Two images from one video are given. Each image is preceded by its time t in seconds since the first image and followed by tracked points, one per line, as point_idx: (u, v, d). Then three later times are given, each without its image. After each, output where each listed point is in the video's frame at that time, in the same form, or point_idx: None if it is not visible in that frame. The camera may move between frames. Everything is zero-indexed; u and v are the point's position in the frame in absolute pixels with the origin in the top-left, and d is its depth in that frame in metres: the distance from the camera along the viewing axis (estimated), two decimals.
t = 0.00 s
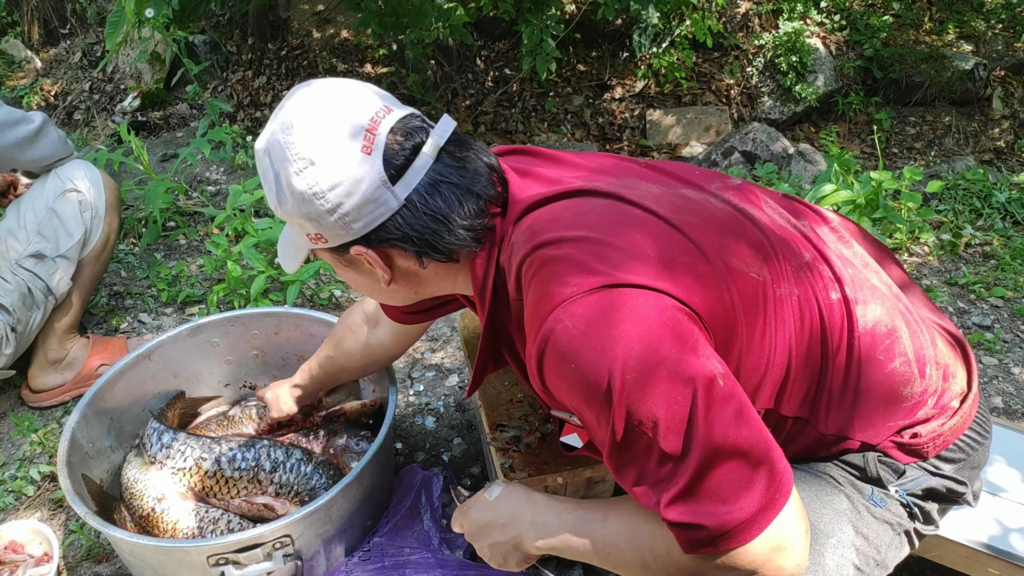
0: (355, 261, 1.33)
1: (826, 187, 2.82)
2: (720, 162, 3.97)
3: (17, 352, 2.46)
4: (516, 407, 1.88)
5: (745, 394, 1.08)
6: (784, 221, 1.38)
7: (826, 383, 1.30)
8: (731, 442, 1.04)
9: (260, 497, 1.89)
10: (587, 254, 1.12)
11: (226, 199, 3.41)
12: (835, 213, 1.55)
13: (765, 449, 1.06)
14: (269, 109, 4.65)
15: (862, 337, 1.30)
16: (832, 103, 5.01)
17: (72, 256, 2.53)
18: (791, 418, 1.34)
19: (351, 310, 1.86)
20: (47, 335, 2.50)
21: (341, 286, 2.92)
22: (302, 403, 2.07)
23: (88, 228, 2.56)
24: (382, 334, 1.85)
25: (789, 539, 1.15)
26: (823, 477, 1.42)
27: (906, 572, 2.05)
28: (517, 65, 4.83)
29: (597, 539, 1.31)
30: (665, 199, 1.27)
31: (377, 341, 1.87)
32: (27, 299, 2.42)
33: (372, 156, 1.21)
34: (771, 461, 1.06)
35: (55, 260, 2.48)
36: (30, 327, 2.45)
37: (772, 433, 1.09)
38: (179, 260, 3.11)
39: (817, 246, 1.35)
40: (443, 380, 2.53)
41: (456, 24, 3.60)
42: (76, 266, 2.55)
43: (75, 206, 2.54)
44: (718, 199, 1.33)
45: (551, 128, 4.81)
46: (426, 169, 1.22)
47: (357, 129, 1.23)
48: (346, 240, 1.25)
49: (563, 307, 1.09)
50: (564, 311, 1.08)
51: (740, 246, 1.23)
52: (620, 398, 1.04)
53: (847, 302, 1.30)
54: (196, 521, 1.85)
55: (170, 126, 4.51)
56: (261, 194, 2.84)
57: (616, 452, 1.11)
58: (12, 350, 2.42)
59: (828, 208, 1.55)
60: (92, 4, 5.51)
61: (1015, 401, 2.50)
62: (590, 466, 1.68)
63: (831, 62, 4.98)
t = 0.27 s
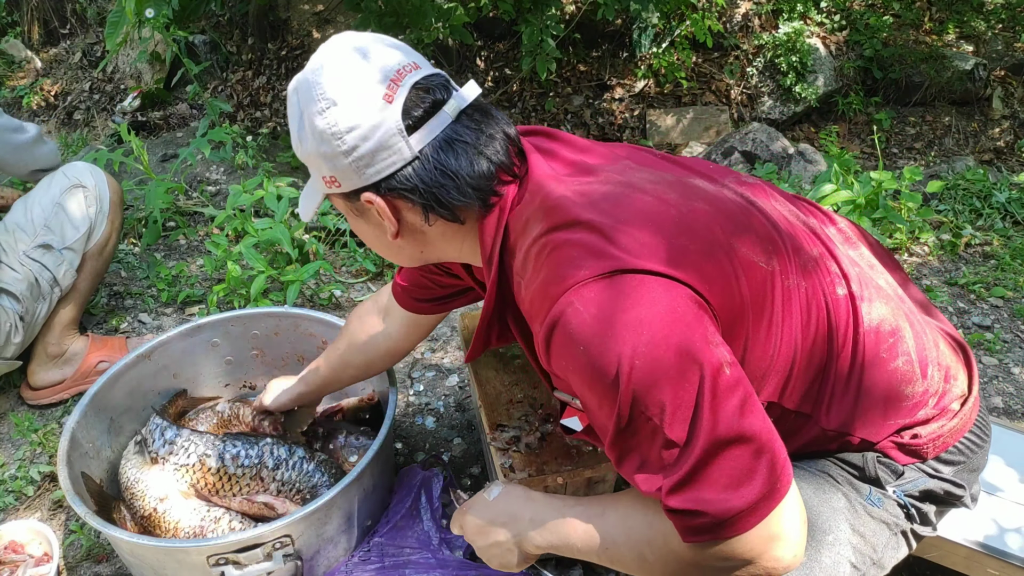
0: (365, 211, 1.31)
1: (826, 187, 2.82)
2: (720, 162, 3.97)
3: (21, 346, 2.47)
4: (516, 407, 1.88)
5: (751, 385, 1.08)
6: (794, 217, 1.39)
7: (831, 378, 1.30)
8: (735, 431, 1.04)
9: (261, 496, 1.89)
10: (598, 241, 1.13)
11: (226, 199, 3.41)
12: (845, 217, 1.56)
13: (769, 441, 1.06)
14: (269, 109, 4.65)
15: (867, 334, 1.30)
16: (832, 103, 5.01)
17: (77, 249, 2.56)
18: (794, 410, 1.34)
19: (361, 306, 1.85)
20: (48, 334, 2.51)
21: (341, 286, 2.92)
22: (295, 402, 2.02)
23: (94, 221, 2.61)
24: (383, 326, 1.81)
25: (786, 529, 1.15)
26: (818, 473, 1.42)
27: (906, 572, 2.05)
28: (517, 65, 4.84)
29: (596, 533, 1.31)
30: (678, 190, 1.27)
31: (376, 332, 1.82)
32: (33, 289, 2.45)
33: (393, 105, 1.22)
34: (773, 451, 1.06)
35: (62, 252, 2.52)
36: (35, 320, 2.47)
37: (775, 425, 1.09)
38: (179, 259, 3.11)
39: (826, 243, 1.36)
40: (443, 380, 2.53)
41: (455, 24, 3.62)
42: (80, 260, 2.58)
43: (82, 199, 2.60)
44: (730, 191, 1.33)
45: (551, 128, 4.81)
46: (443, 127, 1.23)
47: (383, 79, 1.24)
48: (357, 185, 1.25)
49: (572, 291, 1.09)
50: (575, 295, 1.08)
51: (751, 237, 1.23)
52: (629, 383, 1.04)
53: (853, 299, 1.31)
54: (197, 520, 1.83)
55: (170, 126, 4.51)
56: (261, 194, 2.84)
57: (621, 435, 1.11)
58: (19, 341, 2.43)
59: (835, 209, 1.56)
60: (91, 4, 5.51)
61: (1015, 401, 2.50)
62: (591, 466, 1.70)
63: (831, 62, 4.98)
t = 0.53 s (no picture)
0: (342, 270, 1.33)
1: (826, 187, 2.82)
2: (720, 162, 3.97)
3: (17, 335, 2.47)
4: (516, 407, 1.89)
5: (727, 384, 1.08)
6: (759, 220, 1.40)
7: (813, 379, 1.30)
8: (716, 432, 1.04)
9: (261, 496, 1.89)
10: (564, 260, 1.14)
11: (226, 199, 3.41)
12: (820, 212, 1.56)
13: (751, 437, 1.06)
14: (269, 109, 4.65)
15: (844, 331, 1.30)
16: (832, 103, 5.01)
17: (77, 242, 2.60)
18: (781, 415, 1.35)
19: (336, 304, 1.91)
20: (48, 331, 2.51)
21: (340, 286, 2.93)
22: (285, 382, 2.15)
23: (96, 217, 2.66)
24: (358, 331, 1.90)
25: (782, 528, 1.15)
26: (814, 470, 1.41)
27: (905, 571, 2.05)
28: (517, 65, 4.84)
29: (593, 538, 1.31)
30: (643, 204, 1.28)
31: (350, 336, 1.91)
32: (32, 277, 2.46)
33: (355, 165, 1.22)
34: (757, 448, 1.06)
35: (63, 243, 2.56)
36: (31, 309, 2.47)
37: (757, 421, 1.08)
38: (179, 260, 3.11)
39: (793, 243, 1.37)
40: (442, 380, 2.54)
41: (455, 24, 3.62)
42: (80, 253, 2.61)
43: (85, 195, 2.66)
44: (694, 201, 1.35)
45: (551, 128, 4.81)
46: (408, 179, 1.23)
47: (343, 141, 1.24)
48: (333, 248, 1.25)
49: (544, 313, 1.10)
50: (546, 318, 1.09)
51: (716, 247, 1.25)
52: (604, 399, 1.05)
53: (828, 295, 1.31)
54: (197, 521, 1.83)
55: (170, 126, 4.51)
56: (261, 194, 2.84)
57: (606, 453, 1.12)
58: (15, 326, 2.42)
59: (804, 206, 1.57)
60: (91, 4, 5.50)
61: (1015, 401, 2.50)
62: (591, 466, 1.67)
63: (831, 62, 4.98)
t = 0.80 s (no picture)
0: (343, 294, 1.33)
1: (826, 187, 2.83)
2: (720, 162, 3.97)
3: (18, 329, 2.46)
4: (517, 407, 1.89)
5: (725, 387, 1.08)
6: (754, 223, 1.40)
7: (812, 382, 1.30)
8: (715, 436, 1.04)
9: (261, 496, 1.89)
10: (560, 268, 1.14)
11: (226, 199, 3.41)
12: (816, 212, 1.55)
13: (751, 439, 1.06)
14: (269, 109, 4.65)
15: (843, 332, 1.29)
16: (832, 103, 5.01)
17: (81, 238, 2.61)
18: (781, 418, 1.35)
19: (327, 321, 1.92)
20: (48, 330, 2.50)
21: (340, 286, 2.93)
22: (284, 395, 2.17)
23: (100, 214, 2.67)
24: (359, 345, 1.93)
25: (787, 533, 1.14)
26: (816, 472, 1.41)
27: (906, 571, 2.05)
28: (517, 65, 4.84)
29: (599, 544, 1.31)
30: (638, 210, 1.28)
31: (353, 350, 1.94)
32: (35, 271, 2.47)
33: (354, 189, 1.22)
34: (757, 450, 1.06)
35: (66, 239, 2.57)
36: (32, 303, 2.47)
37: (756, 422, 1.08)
38: (179, 260, 3.11)
39: (789, 246, 1.36)
40: (442, 380, 2.54)
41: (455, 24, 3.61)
42: (83, 249, 2.62)
43: (88, 192, 2.67)
44: (687, 206, 1.35)
45: (551, 128, 4.81)
46: (407, 200, 1.23)
47: (340, 164, 1.24)
48: (334, 272, 1.25)
49: (541, 322, 1.10)
50: (543, 326, 1.09)
51: (710, 252, 1.25)
52: (603, 407, 1.05)
53: (825, 296, 1.30)
54: (197, 521, 1.82)
55: (170, 126, 4.51)
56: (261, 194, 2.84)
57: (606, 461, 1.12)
58: (17, 319, 2.41)
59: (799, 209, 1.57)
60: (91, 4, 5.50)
61: (1015, 401, 2.50)
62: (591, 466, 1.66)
63: (831, 62, 4.98)
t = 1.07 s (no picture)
0: (343, 305, 1.34)
1: (825, 187, 2.83)
2: (720, 162, 3.97)
3: (22, 329, 2.46)
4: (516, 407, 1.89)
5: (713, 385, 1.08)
6: (744, 222, 1.40)
7: (804, 380, 1.30)
8: (702, 433, 1.04)
9: (261, 496, 1.89)
10: (546, 269, 1.15)
11: (226, 199, 3.41)
12: (810, 210, 1.55)
13: (739, 436, 1.05)
14: (269, 108, 4.66)
15: (834, 330, 1.29)
16: (832, 103, 5.01)
17: (83, 237, 2.61)
18: (774, 416, 1.35)
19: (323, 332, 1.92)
20: (49, 330, 2.50)
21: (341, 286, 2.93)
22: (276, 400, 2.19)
23: (101, 213, 2.67)
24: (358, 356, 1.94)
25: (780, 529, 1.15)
26: (809, 468, 1.41)
27: (906, 571, 2.05)
28: (517, 65, 4.84)
29: (593, 543, 1.31)
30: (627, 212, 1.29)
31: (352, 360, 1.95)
32: (38, 273, 2.47)
33: (349, 203, 1.23)
34: (745, 446, 1.05)
35: (68, 239, 2.57)
36: (35, 304, 2.47)
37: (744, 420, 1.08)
38: (179, 260, 3.11)
39: (779, 244, 1.36)
40: (442, 380, 2.54)
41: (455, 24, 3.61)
42: (85, 249, 2.62)
43: (89, 193, 2.66)
44: (676, 207, 1.35)
45: (551, 128, 4.81)
46: (401, 212, 1.24)
47: (334, 179, 1.25)
48: (333, 285, 1.26)
49: (528, 323, 1.11)
50: (531, 328, 1.10)
51: (697, 251, 1.25)
52: (589, 407, 1.05)
53: (815, 294, 1.30)
54: (197, 520, 1.82)
55: (170, 126, 4.50)
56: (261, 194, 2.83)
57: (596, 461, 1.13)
58: (20, 319, 2.42)
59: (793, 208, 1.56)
60: (91, 4, 5.50)
61: (1015, 401, 2.50)
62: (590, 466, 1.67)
63: (831, 62, 4.98)
